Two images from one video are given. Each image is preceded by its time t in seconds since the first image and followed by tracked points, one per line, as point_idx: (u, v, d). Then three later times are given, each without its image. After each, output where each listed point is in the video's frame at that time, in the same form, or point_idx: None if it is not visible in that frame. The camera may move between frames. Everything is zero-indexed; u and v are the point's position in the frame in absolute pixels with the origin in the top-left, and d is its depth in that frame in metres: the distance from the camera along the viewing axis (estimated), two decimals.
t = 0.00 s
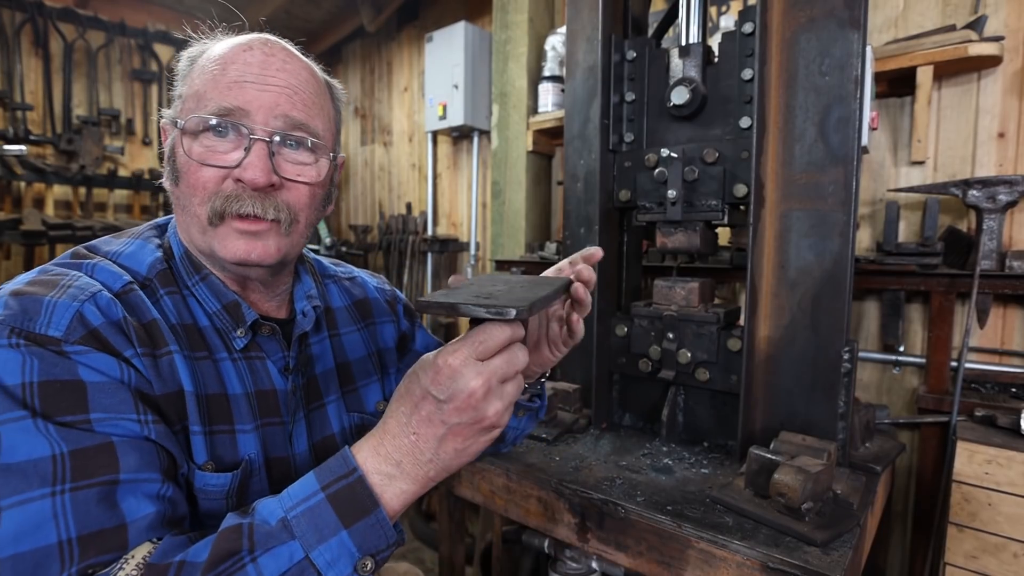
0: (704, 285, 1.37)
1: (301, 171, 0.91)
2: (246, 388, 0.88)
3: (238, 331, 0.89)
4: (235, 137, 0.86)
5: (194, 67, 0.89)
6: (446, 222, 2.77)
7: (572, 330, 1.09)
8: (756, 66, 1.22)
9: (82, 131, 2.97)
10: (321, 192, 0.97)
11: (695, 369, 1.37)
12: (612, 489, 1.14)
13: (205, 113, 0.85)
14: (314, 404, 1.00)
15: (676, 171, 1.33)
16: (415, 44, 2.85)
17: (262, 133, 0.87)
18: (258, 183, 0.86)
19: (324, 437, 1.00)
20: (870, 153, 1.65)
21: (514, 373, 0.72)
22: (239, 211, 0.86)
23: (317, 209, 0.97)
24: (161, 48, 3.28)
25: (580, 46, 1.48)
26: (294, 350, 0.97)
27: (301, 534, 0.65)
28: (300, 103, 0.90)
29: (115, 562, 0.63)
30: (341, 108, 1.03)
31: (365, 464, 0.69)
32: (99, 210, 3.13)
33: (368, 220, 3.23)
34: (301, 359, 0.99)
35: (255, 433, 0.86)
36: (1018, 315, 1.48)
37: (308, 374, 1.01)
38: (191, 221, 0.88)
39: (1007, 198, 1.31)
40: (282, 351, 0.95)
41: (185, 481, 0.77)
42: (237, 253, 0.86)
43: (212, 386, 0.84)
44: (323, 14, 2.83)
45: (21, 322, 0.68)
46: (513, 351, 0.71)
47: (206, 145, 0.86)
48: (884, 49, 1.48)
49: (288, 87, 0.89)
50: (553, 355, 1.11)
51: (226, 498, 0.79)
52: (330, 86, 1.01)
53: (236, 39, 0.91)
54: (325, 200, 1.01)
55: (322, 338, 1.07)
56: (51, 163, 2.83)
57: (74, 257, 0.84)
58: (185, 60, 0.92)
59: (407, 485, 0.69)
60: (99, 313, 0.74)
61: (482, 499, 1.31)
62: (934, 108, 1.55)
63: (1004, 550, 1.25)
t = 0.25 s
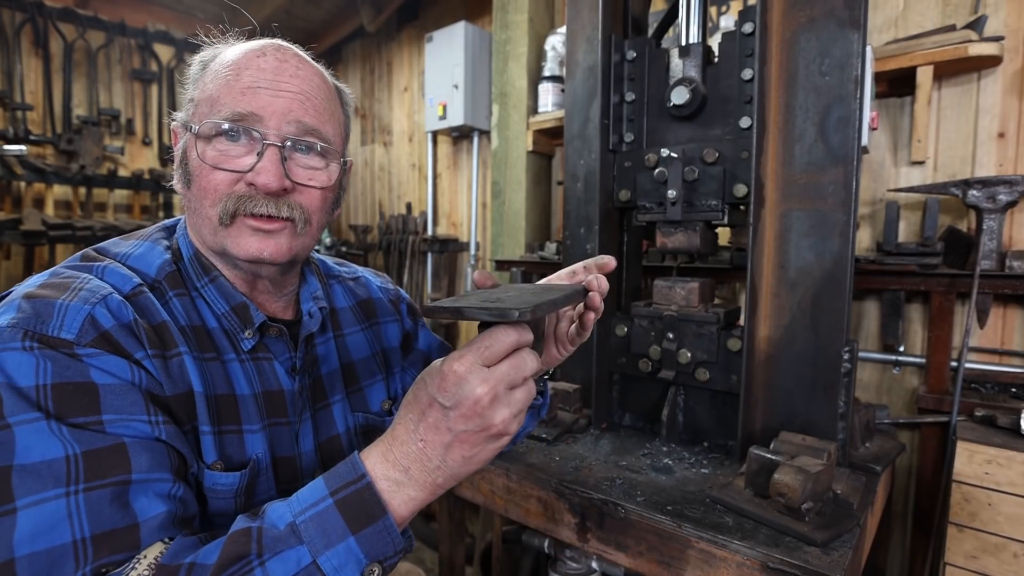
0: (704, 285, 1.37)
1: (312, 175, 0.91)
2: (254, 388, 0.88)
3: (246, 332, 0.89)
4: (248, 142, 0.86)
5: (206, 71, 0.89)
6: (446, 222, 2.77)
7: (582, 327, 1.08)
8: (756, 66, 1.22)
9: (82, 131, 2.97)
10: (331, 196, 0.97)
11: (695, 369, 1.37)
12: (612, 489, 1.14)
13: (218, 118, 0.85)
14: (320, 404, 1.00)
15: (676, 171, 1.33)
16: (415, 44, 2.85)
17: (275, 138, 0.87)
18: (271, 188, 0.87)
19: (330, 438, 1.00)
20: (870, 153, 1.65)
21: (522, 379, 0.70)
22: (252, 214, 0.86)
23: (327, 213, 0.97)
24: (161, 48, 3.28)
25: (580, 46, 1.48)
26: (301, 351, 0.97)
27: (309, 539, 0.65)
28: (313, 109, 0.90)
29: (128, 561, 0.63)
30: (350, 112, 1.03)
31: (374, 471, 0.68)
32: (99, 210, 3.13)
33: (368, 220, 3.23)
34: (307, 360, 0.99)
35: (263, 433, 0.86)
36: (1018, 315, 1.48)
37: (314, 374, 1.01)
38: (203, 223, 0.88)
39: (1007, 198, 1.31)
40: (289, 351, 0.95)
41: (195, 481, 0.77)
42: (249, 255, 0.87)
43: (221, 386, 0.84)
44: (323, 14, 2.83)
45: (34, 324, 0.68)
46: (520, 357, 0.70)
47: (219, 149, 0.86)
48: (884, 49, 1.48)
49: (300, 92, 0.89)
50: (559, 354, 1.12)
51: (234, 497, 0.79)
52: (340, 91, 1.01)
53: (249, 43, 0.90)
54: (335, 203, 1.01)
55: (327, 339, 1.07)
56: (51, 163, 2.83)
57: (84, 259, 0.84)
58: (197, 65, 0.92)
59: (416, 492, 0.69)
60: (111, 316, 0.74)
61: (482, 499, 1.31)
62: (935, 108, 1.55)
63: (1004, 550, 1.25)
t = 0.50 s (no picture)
0: (704, 285, 1.37)
1: (319, 178, 0.92)
2: (258, 389, 0.88)
3: (250, 333, 0.89)
4: (256, 145, 0.86)
5: (215, 73, 0.89)
6: (446, 222, 2.77)
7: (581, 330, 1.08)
8: (756, 66, 1.22)
9: (83, 131, 2.96)
10: (337, 199, 0.97)
11: (695, 369, 1.37)
12: (612, 489, 1.14)
13: (227, 121, 0.85)
14: (324, 405, 1.01)
15: (676, 170, 1.33)
16: (415, 44, 2.85)
17: (283, 141, 0.87)
18: (279, 192, 0.87)
19: (333, 438, 1.00)
20: (870, 153, 1.65)
21: (535, 383, 0.71)
22: (260, 217, 0.86)
23: (333, 216, 0.98)
24: (161, 48, 3.28)
25: (580, 46, 1.48)
26: (305, 351, 0.97)
27: (312, 547, 0.65)
28: (321, 113, 0.90)
29: (130, 562, 0.63)
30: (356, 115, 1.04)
31: (379, 478, 0.68)
32: (99, 210, 3.13)
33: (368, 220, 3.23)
34: (310, 360, 0.99)
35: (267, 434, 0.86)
36: (1018, 315, 1.48)
37: (317, 375, 1.01)
38: (209, 225, 0.88)
39: (1007, 198, 1.31)
40: (292, 352, 0.95)
41: (201, 481, 0.77)
42: (256, 258, 0.87)
43: (225, 387, 0.84)
44: (323, 14, 2.83)
45: (40, 324, 0.68)
46: (535, 359, 0.71)
47: (228, 151, 0.86)
48: (884, 49, 1.48)
49: (309, 97, 0.89)
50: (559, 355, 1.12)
51: (239, 497, 0.79)
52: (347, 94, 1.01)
53: (258, 46, 0.90)
54: (340, 206, 1.01)
55: (330, 339, 1.07)
56: (51, 163, 2.83)
57: (89, 259, 0.84)
58: (205, 66, 0.92)
59: (422, 498, 0.68)
60: (118, 316, 0.74)
61: (482, 499, 1.31)
62: (935, 108, 1.55)
63: (1004, 550, 1.25)
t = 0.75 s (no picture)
0: (704, 285, 1.37)
1: (325, 182, 0.92)
2: (262, 391, 0.88)
3: (254, 336, 0.89)
4: (262, 148, 0.86)
5: (221, 75, 0.89)
6: (446, 222, 2.77)
7: (587, 335, 1.08)
8: (756, 66, 1.22)
9: (82, 131, 2.96)
10: (343, 202, 0.97)
11: (695, 369, 1.37)
12: (612, 489, 1.14)
13: (233, 124, 0.85)
14: (327, 406, 1.00)
15: (676, 171, 1.33)
16: (415, 44, 2.85)
17: (290, 145, 0.87)
18: (285, 196, 0.87)
19: (336, 439, 1.00)
20: (870, 153, 1.65)
21: (535, 386, 0.71)
22: (265, 221, 0.86)
23: (338, 219, 0.98)
24: (161, 48, 3.28)
25: (580, 46, 1.48)
26: (308, 353, 0.97)
27: (318, 550, 0.65)
28: (328, 116, 0.90)
29: (136, 569, 0.63)
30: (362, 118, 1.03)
31: (383, 481, 0.68)
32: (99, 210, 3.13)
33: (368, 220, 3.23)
34: (314, 362, 0.99)
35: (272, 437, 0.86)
36: (1018, 315, 1.48)
37: (321, 376, 1.01)
38: (214, 228, 0.88)
39: (1007, 198, 1.31)
40: (296, 354, 0.95)
41: (206, 485, 0.77)
42: (261, 262, 0.87)
43: (229, 390, 0.84)
44: (323, 14, 2.83)
45: (44, 329, 0.68)
46: (534, 363, 0.71)
47: (234, 155, 0.85)
48: (884, 49, 1.48)
49: (316, 100, 0.89)
50: (564, 359, 1.13)
51: (243, 500, 0.79)
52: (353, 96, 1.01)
53: (265, 48, 0.90)
54: (346, 209, 1.02)
55: (334, 340, 1.06)
56: (51, 163, 2.83)
57: (93, 262, 0.84)
58: (211, 67, 0.91)
59: (425, 501, 0.68)
60: (122, 320, 0.74)
61: (482, 499, 1.31)
62: (935, 108, 1.55)
63: (1004, 550, 1.25)
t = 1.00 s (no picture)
0: (704, 285, 1.37)
1: (330, 185, 0.92)
2: (265, 393, 0.88)
3: (257, 336, 0.89)
4: (268, 151, 0.86)
5: (226, 77, 0.88)
6: (446, 222, 2.77)
7: (592, 333, 1.08)
8: (756, 66, 1.22)
9: (82, 131, 2.96)
10: (346, 204, 0.97)
11: (695, 369, 1.37)
12: (612, 489, 1.14)
13: (239, 126, 0.85)
14: (328, 407, 1.00)
15: (676, 171, 1.33)
16: (415, 44, 2.85)
17: (296, 148, 0.87)
18: (291, 199, 0.87)
19: (337, 439, 1.00)
20: (870, 153, 1.65)
21: (537, 384, 0.70)
22: (271, 223, 0.86)
23: (342, 220, 0.98)
24: (161, 48, 3.28)
25: (580, 46, 1.48)
26: (310, 353, 0.97)
27: (319, 550, 0.65)
28: (333, 119, 0.90)
29: (140, 569, 0.63)
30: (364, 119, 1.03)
31: (385, 479, 0.68)
32: (99, 210, 3.13)
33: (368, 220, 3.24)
34: (316, 362, 0.99)
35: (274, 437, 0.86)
36: (1018, 315, 1.48)
37: (322, 377, 1.01)
38: (220, 230, 0.88)
39: (1007, 198, 1.31)
40: (298, 355, 0.95)
41: (208, 486, 0.77)
42: (267, 265, 0.87)
43: (232, 391, 0.84)
44: (323, 14, 2.83)
45: (47, 330, 0.68)
46: (536, 361, 0.70)
47: (240, 157, 0.85)
48: (884, 49, 1.48)
49: (322, 102, 0.89)
50: (568, 357, 1.14)
51: (246, 501, 0.80)
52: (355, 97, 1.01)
53: (270, 50, 0.90)
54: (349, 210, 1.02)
55: (335, 340, 1.06)
56: (51, 164, 2.83)
57: (95, 262, 0.84)
58: (216, 68, 0.91)
59: (427, 501, 0.69)
60: (125, 321, 0.74)
61: (482, 499, 1.31)
62: (935, 108, 1.55)
63: (1004, 550, 1.25)
